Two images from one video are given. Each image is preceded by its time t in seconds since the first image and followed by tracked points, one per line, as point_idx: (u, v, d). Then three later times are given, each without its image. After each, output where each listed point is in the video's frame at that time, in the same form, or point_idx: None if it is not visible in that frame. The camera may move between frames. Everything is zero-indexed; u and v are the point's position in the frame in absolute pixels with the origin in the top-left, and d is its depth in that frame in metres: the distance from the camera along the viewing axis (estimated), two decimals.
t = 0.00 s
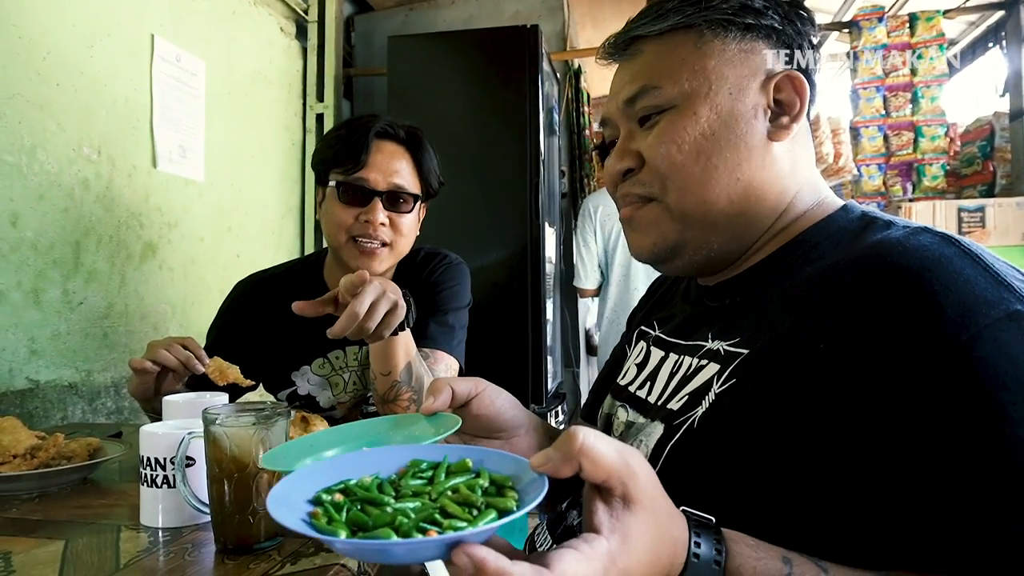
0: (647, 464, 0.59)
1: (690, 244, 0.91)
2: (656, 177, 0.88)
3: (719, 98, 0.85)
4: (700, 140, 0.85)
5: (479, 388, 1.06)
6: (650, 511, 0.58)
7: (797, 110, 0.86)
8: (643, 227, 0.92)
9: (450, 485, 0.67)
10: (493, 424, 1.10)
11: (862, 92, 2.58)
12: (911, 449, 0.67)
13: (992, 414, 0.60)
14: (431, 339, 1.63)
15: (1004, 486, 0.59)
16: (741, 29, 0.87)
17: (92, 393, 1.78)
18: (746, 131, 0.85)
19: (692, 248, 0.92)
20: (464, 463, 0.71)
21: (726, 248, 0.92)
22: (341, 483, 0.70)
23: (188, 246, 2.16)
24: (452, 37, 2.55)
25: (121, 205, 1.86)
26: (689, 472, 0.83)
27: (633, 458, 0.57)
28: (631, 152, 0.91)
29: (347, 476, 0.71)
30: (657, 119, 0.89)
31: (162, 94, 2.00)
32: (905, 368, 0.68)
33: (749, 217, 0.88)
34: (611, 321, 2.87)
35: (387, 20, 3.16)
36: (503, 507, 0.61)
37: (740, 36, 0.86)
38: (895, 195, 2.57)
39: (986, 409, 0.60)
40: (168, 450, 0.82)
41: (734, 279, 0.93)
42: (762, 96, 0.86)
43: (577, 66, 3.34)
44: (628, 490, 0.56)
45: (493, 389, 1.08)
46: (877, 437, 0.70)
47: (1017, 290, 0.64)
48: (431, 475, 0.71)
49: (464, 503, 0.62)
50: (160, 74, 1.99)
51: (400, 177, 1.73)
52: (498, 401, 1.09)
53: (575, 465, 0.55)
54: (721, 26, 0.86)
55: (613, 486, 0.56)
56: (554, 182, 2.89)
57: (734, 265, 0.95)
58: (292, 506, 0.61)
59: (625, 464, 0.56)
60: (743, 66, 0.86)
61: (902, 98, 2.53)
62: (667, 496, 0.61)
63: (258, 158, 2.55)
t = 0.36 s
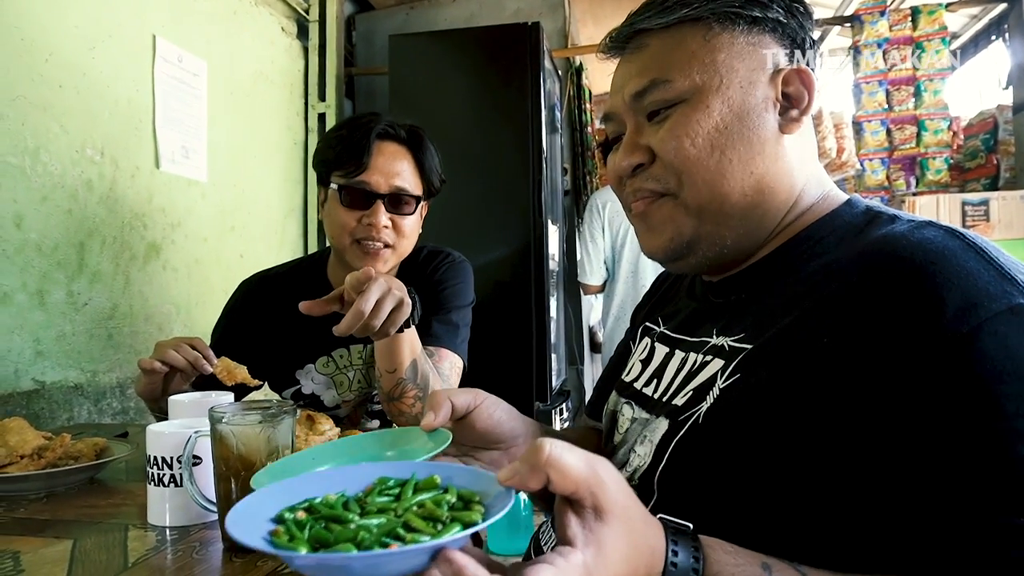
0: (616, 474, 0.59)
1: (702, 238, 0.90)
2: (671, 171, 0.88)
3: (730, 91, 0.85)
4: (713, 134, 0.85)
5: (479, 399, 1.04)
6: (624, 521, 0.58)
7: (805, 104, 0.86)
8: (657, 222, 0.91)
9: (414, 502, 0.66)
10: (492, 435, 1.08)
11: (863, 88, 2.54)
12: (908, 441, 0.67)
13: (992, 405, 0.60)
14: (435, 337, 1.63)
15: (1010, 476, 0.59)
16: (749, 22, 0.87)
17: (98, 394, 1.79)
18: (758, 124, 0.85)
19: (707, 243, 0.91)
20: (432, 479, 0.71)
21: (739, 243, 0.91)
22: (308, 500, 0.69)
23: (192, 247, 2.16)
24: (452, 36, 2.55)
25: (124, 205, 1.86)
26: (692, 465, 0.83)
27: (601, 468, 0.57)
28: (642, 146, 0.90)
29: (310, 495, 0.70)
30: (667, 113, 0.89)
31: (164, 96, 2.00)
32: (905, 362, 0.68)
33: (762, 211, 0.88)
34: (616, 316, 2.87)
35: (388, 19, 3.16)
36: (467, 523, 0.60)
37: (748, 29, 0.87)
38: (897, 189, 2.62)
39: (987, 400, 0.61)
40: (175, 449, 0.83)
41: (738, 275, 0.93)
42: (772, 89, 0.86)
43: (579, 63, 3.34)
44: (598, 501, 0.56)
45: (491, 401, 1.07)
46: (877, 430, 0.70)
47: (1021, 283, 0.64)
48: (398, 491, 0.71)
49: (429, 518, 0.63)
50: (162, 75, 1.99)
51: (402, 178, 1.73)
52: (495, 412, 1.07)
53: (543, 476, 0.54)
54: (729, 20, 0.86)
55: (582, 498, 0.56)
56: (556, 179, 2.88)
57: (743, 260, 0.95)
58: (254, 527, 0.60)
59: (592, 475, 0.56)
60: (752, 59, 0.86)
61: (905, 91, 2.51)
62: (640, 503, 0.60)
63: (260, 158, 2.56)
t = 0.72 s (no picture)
0: (537, 495, 0.62)
1: (714, 234, 0.90)
2: (686, 164, 0.87)
3: (747, 88, 0.86)
4: (730, 130, 0.85)
5: (462, 426, 1.01)
6: (544, 544, 0.60)
7: (819, 104, 0.87)
8: (669, 217, 0.91)
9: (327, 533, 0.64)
10: (483, 457, 1.05)
11: (866, 89, 2.56)
12: (885, 440, 0.65)
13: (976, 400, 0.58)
14: (435, 337, 1.63)
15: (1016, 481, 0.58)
16: (766, 21, 0.87)
17: (98, 391, 1.79)
18: (774, 123, 0.85)
19: (719, 238, 0.90)
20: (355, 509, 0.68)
21: (750, 241, 0.91)
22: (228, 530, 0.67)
23: (193, 245, 2.16)
24: (455, 36, 2.55)
25: (126, 203, 1.86)
26: (695, 465, 0.82)
27: (517, 491, 0.60)
28: (657, 141, 0.90)
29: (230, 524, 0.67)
30: (683, 108, 0.89)
31: (166, 94, 2.00)
32: (897, 360, 0.66)
33: (776, 209, 0.88)
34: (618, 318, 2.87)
35: (390, 19, 3.16)
36: (366, 555, 0.59)
37: (764, 29, 0.87)
38: (899, 192, 2.59)
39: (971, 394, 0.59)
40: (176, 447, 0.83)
41: (744, 277, 0.93)
42: (787, 89, 0.86)
43: (581, 64, 3.33)
44: (515, 524, 0.59)
45: (476, 424, 1.03)
46: (861, 428, 0.68)
47: None
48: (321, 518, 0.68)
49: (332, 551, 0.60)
50: (164, 73, 1.99)
51: (402, 177, 1.73)
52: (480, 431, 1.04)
53: (457, 503, 0.58)
54: (746, 18, 0.87)
55: (498, 522, 0.59)
56: (557, 181, 2.88)
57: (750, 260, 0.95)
58: (151, 561, 0.58)
59: (506, 498, 0.59)
60: (770, 58, 0.86)
61: (907, 95, 2.52)
62: (567, 521, 0.63)
63: (262, 157, 2.56)
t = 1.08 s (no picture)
0: (425, 511, 0.54)
1: (739, 219, 0.89)
2: (709, 147, 0.87)
3: (771, 72, 0.85)
4: (753, 114, 0.85)
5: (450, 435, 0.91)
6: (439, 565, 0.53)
7: (843, 89, 0.86)
8: (695, 202, 0.91)
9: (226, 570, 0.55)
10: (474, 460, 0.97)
11: (878, 79, 2.58)
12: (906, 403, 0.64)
13: (978, 367, 0.58)
14: (445, 324, 1.63)
15: None
16: (788, 5, 0.87)
17: (108, 377, 1.80)
18: (798, 106, 0.85)
19: (744, 225, 0.90)
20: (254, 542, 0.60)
21: (775, 227, 0.90)
22: None
23: (202, 233, 2.17)
24: (464, 25, 2.54)
25: (135, 190, 1.87)
26: (709, 449, 0.82)
27: (402, 513, 0.52)
28: (679, 124, 0.90)
29: None
30: (705, 92, 0.88)
31: (176, 81, 2.00)
32: (904, 331, 0.66)
33: (801, 194, 0.87)
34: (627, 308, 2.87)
35: (399, 7, 3.15)
36: None
37: (788, 12, 0.87)
38: (910, 183, 2.55)
39: (972, 364, 0.59)
40: (191, 430, 0.83)
41: (763, 262, 0.92)
42: (811, 71, 0.85)
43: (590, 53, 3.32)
44: (397, 548, 0.51)
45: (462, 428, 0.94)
46: (863, 402, 0.68)
47: None
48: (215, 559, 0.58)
49: None
50: (174, 60, 1.99)
51: (411, 165, 1.73)
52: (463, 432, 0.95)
53: (334, 534, 0.49)
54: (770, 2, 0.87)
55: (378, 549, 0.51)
56: (566, 170, 2.88)
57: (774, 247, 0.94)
58: None
59: (388, 525, 0.51)
60: (794, 40, 0.86)
61: (919, 84, 2.52)
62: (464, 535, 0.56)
63: (271, 145, 2.56)
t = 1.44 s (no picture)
0: (367, 518, 0.52)
1: (744, 210, 0.88)
2: (717, 138, 0.87)
3: (781, 63, 0.85)
4: (763, 105, 0.84)
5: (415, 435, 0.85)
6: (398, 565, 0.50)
7: (856, 80, 0.86)
8: (699, 193, 0.90)
9: None
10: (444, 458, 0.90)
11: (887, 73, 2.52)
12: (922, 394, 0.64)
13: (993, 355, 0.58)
14: (455, 318, 1.64)
15: None
16: None
17: (118, 370, 1.81)
18: (810, 96, 0.84)
19: (749, 213, 0.89)
20: None
21: (782, 217, 0.89)
22: None
23: (210, 227, 2.17)
24: (471, 19, 2.54)
25: (144, 184, 1.87)
26: (722, 438, 0.82)
27: (338, 525, 0.50)
28: (688, 116, 0.90)
29: None
30: (716, 83, 0.88)
31: (184, 76, 2.00)
32: (910, 323, 0.66)
33: (809, 185, 0.86)
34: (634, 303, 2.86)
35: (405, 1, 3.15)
36: None
37: (802, 3, 0.87)
38: (918, 177, 2.55)
39: (974, 348, 0.58)
40: (205, 421, 0.84)
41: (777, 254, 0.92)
42: (824, 62, 0.85)
43: (596, 47, 3.31)
44: (342, 557, 0.50)
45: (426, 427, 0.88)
46: (871, 389, 0.68)
47: None
48: None
49: None
50: (182, 55, 1.99)
51: (415, 159, 1.73)
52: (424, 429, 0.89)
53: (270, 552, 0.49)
54: None
55: (325, 563, 0.50)
56: (572, 165, 2.87)
57: (781, 238, 0.93)
58: None
59: (327, 536, 0.50)
60: (805, 32, 0.85)
61: (929, 78, 2.51)
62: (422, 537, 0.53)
63: (278, 140, 2.56)
